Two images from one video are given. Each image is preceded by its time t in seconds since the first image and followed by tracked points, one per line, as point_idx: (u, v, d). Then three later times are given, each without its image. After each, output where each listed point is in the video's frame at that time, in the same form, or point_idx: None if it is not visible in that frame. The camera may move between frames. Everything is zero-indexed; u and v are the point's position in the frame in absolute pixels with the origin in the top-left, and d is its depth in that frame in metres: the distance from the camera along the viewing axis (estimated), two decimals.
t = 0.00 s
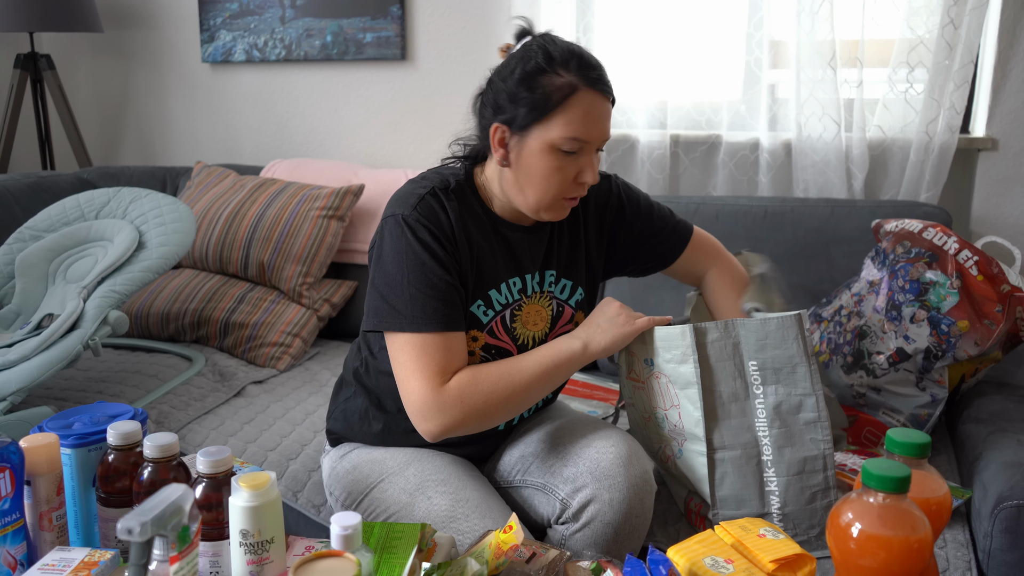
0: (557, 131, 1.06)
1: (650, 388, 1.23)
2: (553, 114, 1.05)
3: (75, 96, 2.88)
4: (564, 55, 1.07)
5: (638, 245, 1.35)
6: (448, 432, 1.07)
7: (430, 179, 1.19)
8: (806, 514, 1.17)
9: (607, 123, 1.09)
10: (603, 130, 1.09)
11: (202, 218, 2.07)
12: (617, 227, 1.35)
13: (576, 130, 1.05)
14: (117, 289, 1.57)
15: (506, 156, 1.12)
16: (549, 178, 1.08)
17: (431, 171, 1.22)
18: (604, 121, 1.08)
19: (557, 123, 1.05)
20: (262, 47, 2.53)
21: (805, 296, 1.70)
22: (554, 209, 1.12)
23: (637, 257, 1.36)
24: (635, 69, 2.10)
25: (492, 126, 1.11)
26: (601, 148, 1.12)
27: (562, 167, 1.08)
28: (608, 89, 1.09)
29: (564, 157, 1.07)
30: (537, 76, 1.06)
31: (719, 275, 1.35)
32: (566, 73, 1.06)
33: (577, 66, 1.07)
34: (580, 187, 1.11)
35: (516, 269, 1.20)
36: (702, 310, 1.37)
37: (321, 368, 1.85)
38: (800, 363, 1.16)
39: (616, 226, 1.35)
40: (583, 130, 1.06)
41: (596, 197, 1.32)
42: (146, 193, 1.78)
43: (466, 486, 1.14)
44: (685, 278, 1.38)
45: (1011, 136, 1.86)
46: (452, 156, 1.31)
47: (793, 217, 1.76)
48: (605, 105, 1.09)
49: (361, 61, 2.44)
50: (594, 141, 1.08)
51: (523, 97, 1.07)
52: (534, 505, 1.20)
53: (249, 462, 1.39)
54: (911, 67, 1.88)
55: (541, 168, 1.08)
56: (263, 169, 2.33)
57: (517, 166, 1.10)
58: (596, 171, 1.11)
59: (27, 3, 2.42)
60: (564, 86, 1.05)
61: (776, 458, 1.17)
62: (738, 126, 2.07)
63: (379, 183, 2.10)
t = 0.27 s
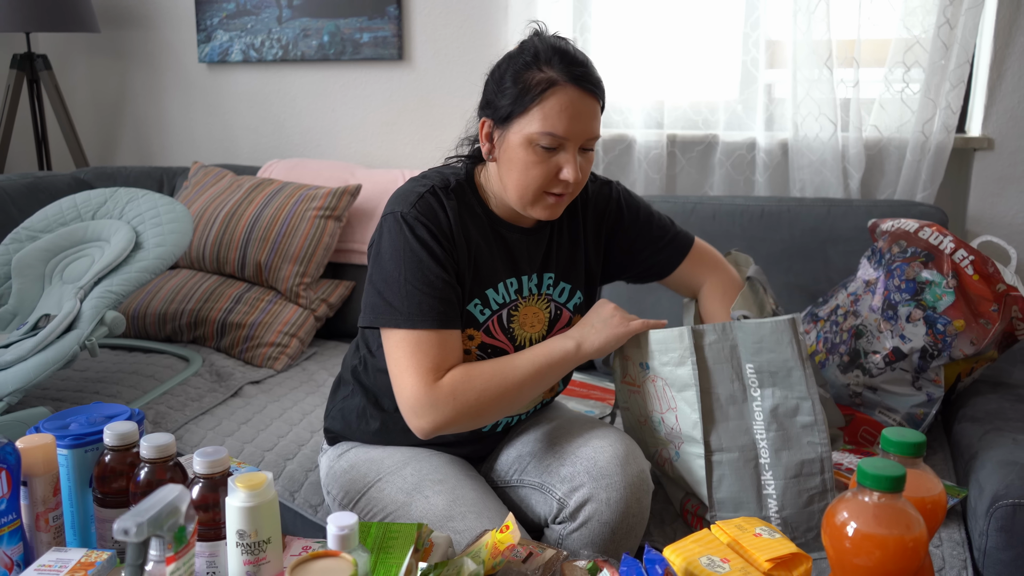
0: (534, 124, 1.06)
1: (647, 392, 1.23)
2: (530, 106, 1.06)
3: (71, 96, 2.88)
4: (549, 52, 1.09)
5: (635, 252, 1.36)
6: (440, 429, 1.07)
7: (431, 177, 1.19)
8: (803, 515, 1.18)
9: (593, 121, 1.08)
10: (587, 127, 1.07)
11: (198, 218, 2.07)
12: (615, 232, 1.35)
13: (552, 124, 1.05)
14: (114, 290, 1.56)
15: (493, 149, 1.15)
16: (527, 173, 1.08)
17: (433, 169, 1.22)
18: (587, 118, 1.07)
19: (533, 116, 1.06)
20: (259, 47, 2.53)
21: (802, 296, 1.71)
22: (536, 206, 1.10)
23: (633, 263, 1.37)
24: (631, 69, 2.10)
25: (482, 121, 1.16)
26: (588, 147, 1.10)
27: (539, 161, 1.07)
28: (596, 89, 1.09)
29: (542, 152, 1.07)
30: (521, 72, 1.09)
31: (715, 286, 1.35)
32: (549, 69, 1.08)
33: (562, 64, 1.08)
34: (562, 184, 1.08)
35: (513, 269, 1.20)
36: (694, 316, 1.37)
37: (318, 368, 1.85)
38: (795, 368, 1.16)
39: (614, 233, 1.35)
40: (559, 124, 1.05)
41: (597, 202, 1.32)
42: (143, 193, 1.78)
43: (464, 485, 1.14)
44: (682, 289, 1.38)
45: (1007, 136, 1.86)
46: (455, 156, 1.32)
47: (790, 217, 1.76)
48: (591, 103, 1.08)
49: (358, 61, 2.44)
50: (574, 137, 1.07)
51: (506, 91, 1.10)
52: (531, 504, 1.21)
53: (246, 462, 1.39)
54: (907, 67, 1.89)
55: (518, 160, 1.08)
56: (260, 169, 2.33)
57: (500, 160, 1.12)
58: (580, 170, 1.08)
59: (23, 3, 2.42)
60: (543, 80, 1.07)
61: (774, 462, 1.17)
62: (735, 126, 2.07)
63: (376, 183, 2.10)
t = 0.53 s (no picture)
0: (530, 123, 1.06)
1: (642, 395, 1.23)
2: (526, 105, 1.06)
3: (69, 95, 2.87)
4: (547, 52, 1.09)
5: (633, 257, 1.35)
6: (433, 429, 1.07)
7: (431, 176, 1.19)
8: (802, 515, 1.18)
9: (590, 121, 1.08)
10: (584, 127, 1.07)
11: (197, 217, 2.07)
12: (614, 236, 1.35)
13: (549, 123, 1.05)
14: (112, 289, 1.56)
15: (490, 148, 1.15)
16: (522, 171, 1.07)
17: (432, 169, 1.22)
18: (584, 118, 1.07)
19: (529, 115, 1.06)
20: (257, 46, 2.53)
21: (800, 295, 1.71)
22: (532, 205, 1.10)
23: (631, 269, 1.36)
24: (629, 68, 2.10)
25: (479, 120, 1.16)
26: (585, 147, 1.10)
27: (535, 160, 1.07)
28: (594, 89, 1.09)
29: (538, 151, 1.07)
30: (519, 71, 1.09)
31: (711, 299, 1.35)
32: (546, 68, 1.08)
33: (560, 63, 1.08)
34: (559, 184, 1.08)
35: (512, 270, 1.20)
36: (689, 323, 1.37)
37: (316, 368, 1.85)
38: (791, 367, 1.16)
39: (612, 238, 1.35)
40: (555, 124, 1.05)
41: (596, 206, 1.32)
42: (141, 192, 1.77)
43: (463, 485, 1.14)
44: (678, 299, 1.38)
45: (1006, 136, 1.86)
46: (456, 156, 1.31)
47: (788, 216, 1.76)
48: (588, 103, 1.08)
49: (356, 60, 2.44)
50: (571, 136, 1.06)
51: (503, 90, 1.10)
52: (531, 504, 1.20)
53: (245, 462, 1.38)
54: (906, 66, 1.89)
55: (514, 159, 1.08)
56: (258, 168, 2.33)
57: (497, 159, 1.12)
58: (576, 170, 1.08)
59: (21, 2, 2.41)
60: (540, 79, 1.07)
61: (771, 462, 1.17)
62: (734, 125, 2.07)
63: (374, 182, 2.10)
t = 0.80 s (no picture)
0: (530, 123, 1.06)
1: (640, 396, 1.23)
2: (527, 105, 1.06)
3: (68, 95, 2.87)
4: (547, 52, 1.10)
5: (632, 262, 1.35)
6: (427, 429, 1.08)
7: (432, 176, 1.19)
8: (802, 514, 1.18)
9: (590, 121, 1.08)
10: (584, 127, 1.07)
11: (196, 217, 2.07)
12: (614, 239, 1.35)
13: (549, 123, 1.05)
14: (112, 289, 1.56)
15: (491, 148, 1.15)
16: (523, 171, 1.07)
17: (433, 169, 1.22)
18: (585, 118, 1.07)
19: (529, 115, 1.06)
20: (257, 47, 2.53)
21: (800, 295, 1.71)
22: (532, 206, 1.10)
23: (630, 273, 1.37)
24: (629, 68, 2.10)
25: (480, 120, 1.16)
26: (586, 147, 1.10)
27: (535, 160, 1.07)
28: (594, 89, 1.09)
29: (538, 151, 1.07)
30: (520, 71, 1.09)
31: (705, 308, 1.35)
32: (547, 69, 1.08)
33: (561, 64, 1.08)
34: (559, 185, 1.08)
35: (511, 271, 1.20)
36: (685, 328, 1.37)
37: (316, 368, 1.85)
38: (789, 367, 1.17)
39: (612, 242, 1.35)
40: (556, 124, 1.05)
41: (597, 208, 1.32)
42: (140, 193, 1.77)
43: (463, 485, 1.14)
44: (676, 306, 1.37)
45: (1005, 135, 1.87)
46: (457, 156, 1.32)
47: (788, 216, 1.76)
48: (588, 104, 1.08)
49: (355, 60, 2.44)
50: (571, 136, 1.06)
51: (504, 90, 1.10)
52: (531, 503, 1.20)
53: (245, 462, 1.38)
54: (905, 66, 1.89)
55: (515, 160, 1.08)
56: (258, 168, 2.33)
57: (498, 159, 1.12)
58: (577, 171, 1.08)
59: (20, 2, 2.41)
60: (540, 79, 1.07)
61: (771, 461, 1.17)
62: (733, 125, 2.07)
63: (373, 183, 2.10)
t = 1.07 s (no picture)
0: (531, 120, 1.06)
1: (640, 396, 1.23)
2: (527, 102, 1.06)
3: (68, 94, 2.87)
4: (547, 49, 1.10)
5: (633, 258, 1.36)
6: (425, 428, 1.08)
7: (433, 176, 1.19)
8: (802, 513, 1.18)
9: (591, 118, 1.08)
10: (585, 123, 1.07)
11: (196, 217, 2.07)
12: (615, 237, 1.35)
13: (550, 120, 1.05)
14: (112, 289, 1.56)
15: (491, 146, 1.15)
16: (523, 168, 1.07)
17: (434, 168, 1.22)
18: (585, 114, 1.07)
19: (530, 112, 1.06)
20: (257, 46, 2.52)
21: (800, 294, 1.71)
22: (534, 203, 1.10)
23: (631, 270, 1.37)
24: (629, 68, 2.10)
25: (480, 118, 1.16)
26: (586, 143, 1.10)
27: (536, 157, 1.07)
28: (594, 86, 1.09)
29: (539, 147, 1.07)
30: (520, 68, 1.10)
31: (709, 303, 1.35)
32: (547, 65, 1.08)
33: (561, 60, 1.08)
34: (560, 182, 1.08)
35: (511, 270, 1.20)
36: (688, 325, 1.38)
37: (316, 367, 1.85)
38: (788, 366, 1.17)
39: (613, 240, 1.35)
40: (556, 120, 1.05)
41: (598, 206, 1.32)
42: (140, 192, 1.77)
43: (464, 484, 1.14)
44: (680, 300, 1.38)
45: (1005, 135, 1.87)
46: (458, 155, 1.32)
47: (788, 215, 1.76)
48: (588, 100, 1.08)
49: (355, 60, 2.44)
50: (572, 133, 1.06)
51: (504, 87, 1.10)
52: (532, 502, 1.20)
53: (245, 462, 1.38)
54: (905, 66, 1.89)
55: (516, 156, 1.08)
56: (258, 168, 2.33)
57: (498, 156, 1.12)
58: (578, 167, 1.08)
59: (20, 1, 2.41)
60: (541, 76, 1.07)
61: (770, 460, 1.17)
62: (734, 124, 2.07)
63: (373, 182, 2.10)
